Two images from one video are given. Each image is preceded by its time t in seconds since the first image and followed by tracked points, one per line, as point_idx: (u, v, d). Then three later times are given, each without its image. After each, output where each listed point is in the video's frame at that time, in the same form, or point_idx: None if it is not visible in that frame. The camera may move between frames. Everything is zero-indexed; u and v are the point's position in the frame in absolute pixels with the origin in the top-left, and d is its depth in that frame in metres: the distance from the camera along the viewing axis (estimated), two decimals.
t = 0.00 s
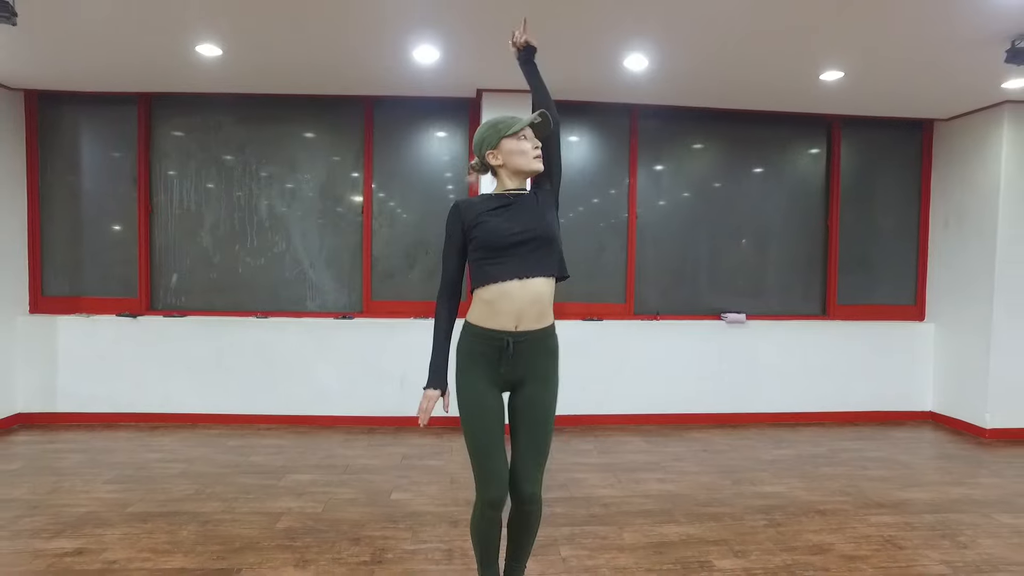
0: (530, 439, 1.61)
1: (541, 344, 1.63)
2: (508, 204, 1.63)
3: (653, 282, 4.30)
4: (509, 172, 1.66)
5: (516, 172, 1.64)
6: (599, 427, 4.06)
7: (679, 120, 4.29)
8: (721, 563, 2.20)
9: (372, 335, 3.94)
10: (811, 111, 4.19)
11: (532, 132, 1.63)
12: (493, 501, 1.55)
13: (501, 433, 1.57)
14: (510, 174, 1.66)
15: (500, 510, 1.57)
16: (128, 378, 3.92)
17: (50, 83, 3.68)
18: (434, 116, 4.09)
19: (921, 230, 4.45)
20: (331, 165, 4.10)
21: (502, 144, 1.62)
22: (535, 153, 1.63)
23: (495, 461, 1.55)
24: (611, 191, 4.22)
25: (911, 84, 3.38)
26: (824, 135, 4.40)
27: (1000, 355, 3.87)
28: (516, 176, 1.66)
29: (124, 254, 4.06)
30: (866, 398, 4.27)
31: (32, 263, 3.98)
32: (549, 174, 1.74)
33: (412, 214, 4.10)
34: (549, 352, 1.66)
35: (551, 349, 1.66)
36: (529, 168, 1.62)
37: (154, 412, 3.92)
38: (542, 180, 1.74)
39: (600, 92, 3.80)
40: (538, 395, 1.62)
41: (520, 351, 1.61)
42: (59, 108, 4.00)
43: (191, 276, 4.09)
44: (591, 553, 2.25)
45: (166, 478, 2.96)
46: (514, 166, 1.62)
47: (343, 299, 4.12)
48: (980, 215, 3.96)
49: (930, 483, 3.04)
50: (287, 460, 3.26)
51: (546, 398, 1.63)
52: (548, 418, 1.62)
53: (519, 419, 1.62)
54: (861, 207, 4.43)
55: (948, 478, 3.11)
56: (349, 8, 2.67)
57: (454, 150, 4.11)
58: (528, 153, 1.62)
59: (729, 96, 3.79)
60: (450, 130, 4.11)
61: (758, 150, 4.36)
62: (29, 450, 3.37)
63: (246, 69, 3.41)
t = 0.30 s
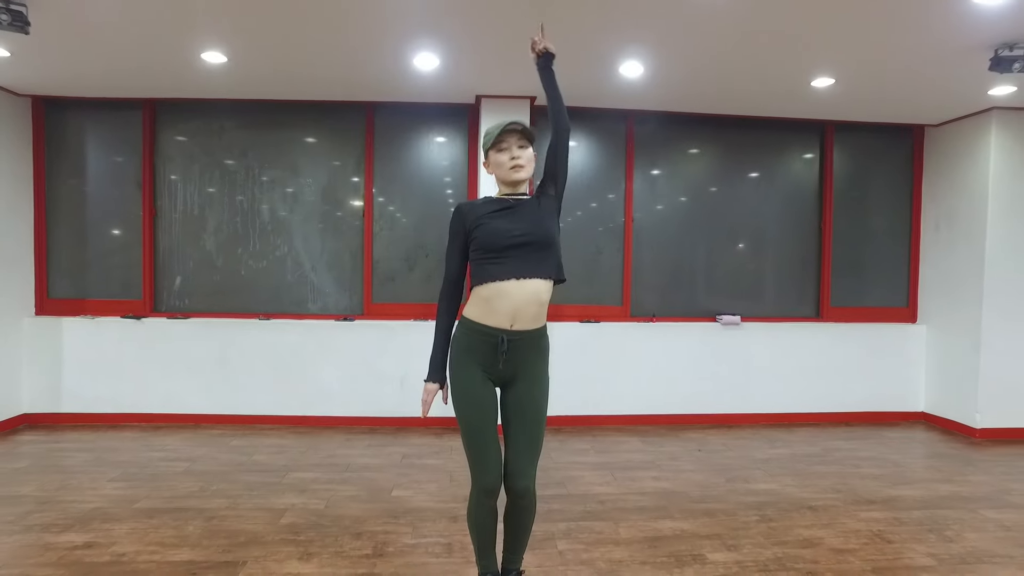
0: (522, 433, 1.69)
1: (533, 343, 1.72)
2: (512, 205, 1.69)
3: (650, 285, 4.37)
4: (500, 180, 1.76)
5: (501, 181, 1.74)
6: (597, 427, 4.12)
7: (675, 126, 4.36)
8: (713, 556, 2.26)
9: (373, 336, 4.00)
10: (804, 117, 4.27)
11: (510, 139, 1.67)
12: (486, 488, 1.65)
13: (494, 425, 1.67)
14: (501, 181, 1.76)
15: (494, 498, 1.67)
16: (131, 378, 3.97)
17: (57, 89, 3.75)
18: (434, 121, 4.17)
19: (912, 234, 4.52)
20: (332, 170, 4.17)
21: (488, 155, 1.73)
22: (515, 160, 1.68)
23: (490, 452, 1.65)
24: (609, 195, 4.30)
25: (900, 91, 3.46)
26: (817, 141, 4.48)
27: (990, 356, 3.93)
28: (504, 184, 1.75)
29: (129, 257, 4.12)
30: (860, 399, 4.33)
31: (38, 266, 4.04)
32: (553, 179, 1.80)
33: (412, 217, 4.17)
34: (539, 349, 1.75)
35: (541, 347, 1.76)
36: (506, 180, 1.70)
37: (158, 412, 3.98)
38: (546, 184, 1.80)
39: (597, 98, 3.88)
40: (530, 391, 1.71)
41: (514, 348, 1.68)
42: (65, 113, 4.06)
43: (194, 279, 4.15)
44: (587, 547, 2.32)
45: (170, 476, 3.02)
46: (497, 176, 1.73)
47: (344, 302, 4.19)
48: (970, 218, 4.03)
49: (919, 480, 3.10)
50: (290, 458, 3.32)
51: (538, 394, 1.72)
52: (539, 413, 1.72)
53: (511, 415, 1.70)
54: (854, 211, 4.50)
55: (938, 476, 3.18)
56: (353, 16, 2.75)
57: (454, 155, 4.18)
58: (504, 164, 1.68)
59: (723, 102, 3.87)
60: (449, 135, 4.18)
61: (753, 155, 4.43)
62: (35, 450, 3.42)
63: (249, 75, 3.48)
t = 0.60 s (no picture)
0: (523, 425, 1.76)
1: (534, 337, 1.79)
2: (512, 208, 1.79)
3: (648, 285, 4.46)
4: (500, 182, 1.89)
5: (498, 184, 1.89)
6: (595, 424, 4.21)
7: (672, 130, 4.46)
8: (708, 544, 2.34)
9: (376, 335, 4.08)
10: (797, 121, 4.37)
11: (488, 153, 1.78)
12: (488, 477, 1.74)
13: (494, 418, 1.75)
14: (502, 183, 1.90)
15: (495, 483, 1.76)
16: (139, 377, 4.05)
17: (68, 94, 3.84)
18: (437, 125, 4.26)
19: (904, 236, 4.61)
20: (335, 174, 4.26)
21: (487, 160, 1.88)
22: (493, 172, 1.79)
23: (489, 441, 1.73)
24: (607, 198, 4.39)
25: (889, 96, 3.56)
26: (811, 144, 4.57)
27: (979, 355, 4.03)
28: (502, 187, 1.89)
29: (137, 258, 4.21)
30: (853, 397, 4.41)
31: (48, 266, 4.12)
32: (560, 182, 1.86)
33: (414, 219, 4.26)
34: (539, 344, 1.82)
35: (542, 341, 1.83)
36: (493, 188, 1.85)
37: (165, 410, 4.06)
38: (553, 186, 1.86)
39: (595, 103, 3.97)
40: (531, 383, 1.78)
41: (513, 342, 1.75)
42: (76, 117, 4.16)
43: (201, 279, 4.23)
44: (586, 535, 2.40)
45: (180, 470, 3.10)
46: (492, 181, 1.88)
47: (347, 302, 4.27)
48: (959, 221, 4.13)
49: (909, 474, 3.19)
50: (296, 454, 3.40)
51: (538, 386, 1.79)
52: (539, 405, 1.78)
53: (512, 407, 1.78)
54: (847, 213, 4.60)
55: (927, 470, 3.26)
56: (360, 24, 2.84)
57: (455, 159, 4.27)
58: (486, 174, 1.81)
59: (718, 106, 3.96)
60: (450, 139, 4.27)
61: (748, 158, 4.53)
62: (46, 445, 3.50)
63: (257, 81, 3.58)
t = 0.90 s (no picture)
0: (522, 411, 1.82)
1: (534, 327, 1.85)
2: (517, 203, 1.87)
3: (647, 283, 4.53)
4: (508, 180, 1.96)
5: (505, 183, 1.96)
6: (595, 419, 4.28)
7: (671, 130, 4.54)
8: (705, 529, 2.41)
9: (380, 331, 4.15)
10: (793, 121, 4.45)
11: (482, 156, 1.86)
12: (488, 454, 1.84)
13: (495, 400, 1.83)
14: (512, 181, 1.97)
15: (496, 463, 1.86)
16: (147, 372, 4.12)
17: (78, 95, 3.92)
18: (439, 125, 4.34)
19: (899, 234, 4.69)
20: (339, 174, 4.33)
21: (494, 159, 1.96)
22: (489, 172, 1.88)
23: (490, 423, 1.82)
24: (607, 198, 4.46)
25: (883, 97, 3.63)
26: (807, 144, 4.65)
27: (972, 350, 4.10)
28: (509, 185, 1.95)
29: (145, 255, 4.28)
30: (849, 392, 4.49)
31: (57, 263, 4.19)
32: (569, 182, 1.95)
33: (417, 217, 4.33)
34: (539, 335, 1.88)
35: (542, 332, 1.89)
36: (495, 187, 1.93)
37: (172, 405, 4.13)
38: (562, 186, 1.95)
39: (595, 103, 4.05)
40: (530, 371, 1.85)
41: (514, 332, 1.82)
42: (84, 117, 4.23)
43: (207, 276, 4.30)
44: (586, 522, 2.47)
45: (190, 461, 3.17)
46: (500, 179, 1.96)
47: (352, 298, 4.34)
48: (952, 219, 4.21)
49: (903, 465, 3.26)
50: (302, 446, 3.47)
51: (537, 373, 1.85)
52: (539, 392, 1.84)
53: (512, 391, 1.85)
54: (843, 211, 4.67)
55: (921, 462, 3.33)
56: (366, 26, 2.92)
57: (457, 158, 4.35)
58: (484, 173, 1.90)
59: (716, 107, 4.04)
60: (452, 139, 4.35)
61: (746, 158, 4.60)
62: (57, 438, 3.57)
63: (264, 81, 3.65)
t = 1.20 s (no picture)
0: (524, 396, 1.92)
1: (535, 316, 1.94)
2: (522, 198, 1.97)
3: (646, 280, 4.63)
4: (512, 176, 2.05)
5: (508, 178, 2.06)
6: (595, 412, 4.37)
7: (669, 131, 4.63)
8: (701, 513, 2.51)
9: (385, 326, 4.25)
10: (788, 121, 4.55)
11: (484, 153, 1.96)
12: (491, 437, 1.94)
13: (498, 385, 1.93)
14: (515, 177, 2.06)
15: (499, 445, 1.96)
16: (156, 367, 4.21)
17: (90, 95, 4.01)
18: (443, 126, 4.43)
19: (893, 232, 4.78)
20: (344, 173, 4.42)
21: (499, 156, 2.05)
22: (491, 168, 1.98)
23: (493, 408, 1.92)
24: (606, 197, 4.56)
25: (875, 98, 3.73)
26: (802, 143, 4.74)
27: (963, 345, 4.20)
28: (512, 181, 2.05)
29: (155, 252, 4.37)
30: (844, 387, 4.58)
31: (69, 261, 4.29)
32: (577, 188, 2.03)
33: (421, 215, 4.42)
34: (540, 324, 1.97)
35: (543, 321, 1.98)
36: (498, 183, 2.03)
37: (182, 398, 4.22)
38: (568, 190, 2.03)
39: (594, 104, 4.14)
40: (531, 358, 1.94)
41: (516, 320, 1.91)
42: (94, 117, 4.32)
43: (216, 272, 4.40)
44: (587, 506, 2.56)
45: (201, 451, 3.27)
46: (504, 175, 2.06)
47: (357, 294, 4.43)
48: (943, 217, 4.31)
49: (894, 455, 3.35)
50: (310, 437, 3.56)
51: (538, 359, 1.95)
52: (540, 380, 1.93)
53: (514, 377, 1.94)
54: (838, 210, 4.77)
55: (911, 452, 3.43)
56: (375, 29, 3.02)
57: (459, 158, 4.44)
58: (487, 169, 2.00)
59: (712, 107, 4.14)
60: (455, 138, 4.44)
61: (742, 158, 4.70)
62: (71, 430, 3.67)
63: (272, 82, 3.75)
